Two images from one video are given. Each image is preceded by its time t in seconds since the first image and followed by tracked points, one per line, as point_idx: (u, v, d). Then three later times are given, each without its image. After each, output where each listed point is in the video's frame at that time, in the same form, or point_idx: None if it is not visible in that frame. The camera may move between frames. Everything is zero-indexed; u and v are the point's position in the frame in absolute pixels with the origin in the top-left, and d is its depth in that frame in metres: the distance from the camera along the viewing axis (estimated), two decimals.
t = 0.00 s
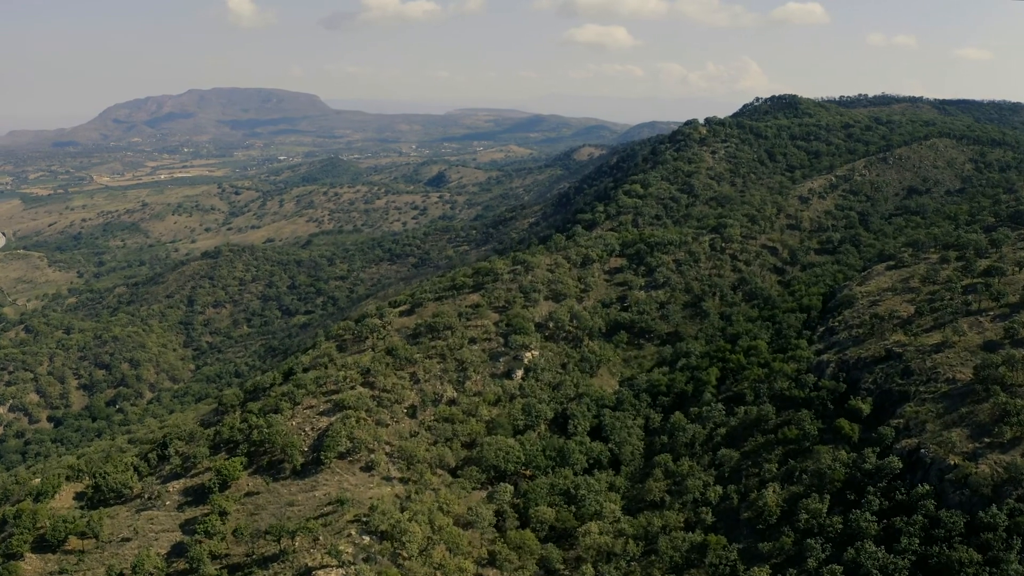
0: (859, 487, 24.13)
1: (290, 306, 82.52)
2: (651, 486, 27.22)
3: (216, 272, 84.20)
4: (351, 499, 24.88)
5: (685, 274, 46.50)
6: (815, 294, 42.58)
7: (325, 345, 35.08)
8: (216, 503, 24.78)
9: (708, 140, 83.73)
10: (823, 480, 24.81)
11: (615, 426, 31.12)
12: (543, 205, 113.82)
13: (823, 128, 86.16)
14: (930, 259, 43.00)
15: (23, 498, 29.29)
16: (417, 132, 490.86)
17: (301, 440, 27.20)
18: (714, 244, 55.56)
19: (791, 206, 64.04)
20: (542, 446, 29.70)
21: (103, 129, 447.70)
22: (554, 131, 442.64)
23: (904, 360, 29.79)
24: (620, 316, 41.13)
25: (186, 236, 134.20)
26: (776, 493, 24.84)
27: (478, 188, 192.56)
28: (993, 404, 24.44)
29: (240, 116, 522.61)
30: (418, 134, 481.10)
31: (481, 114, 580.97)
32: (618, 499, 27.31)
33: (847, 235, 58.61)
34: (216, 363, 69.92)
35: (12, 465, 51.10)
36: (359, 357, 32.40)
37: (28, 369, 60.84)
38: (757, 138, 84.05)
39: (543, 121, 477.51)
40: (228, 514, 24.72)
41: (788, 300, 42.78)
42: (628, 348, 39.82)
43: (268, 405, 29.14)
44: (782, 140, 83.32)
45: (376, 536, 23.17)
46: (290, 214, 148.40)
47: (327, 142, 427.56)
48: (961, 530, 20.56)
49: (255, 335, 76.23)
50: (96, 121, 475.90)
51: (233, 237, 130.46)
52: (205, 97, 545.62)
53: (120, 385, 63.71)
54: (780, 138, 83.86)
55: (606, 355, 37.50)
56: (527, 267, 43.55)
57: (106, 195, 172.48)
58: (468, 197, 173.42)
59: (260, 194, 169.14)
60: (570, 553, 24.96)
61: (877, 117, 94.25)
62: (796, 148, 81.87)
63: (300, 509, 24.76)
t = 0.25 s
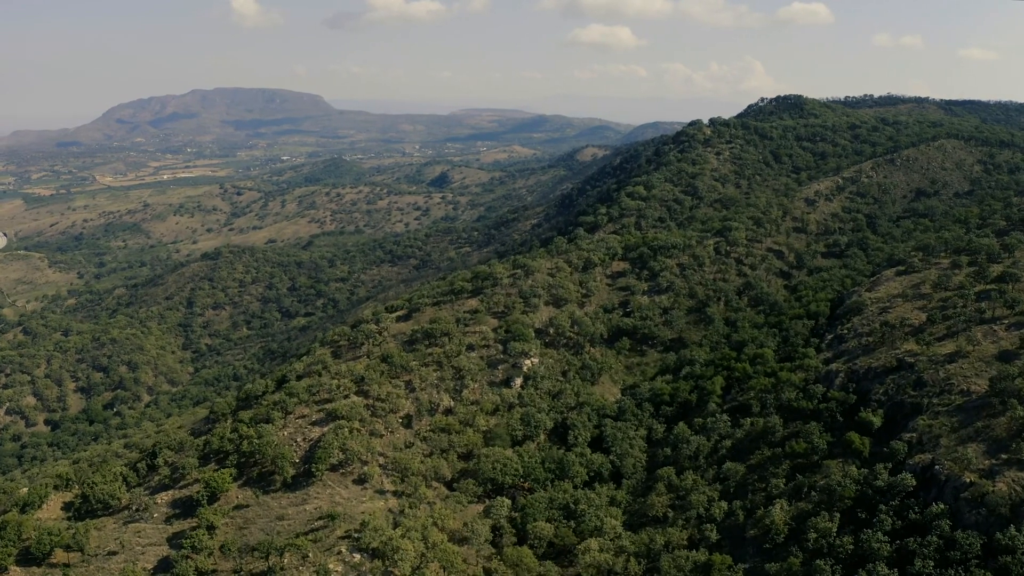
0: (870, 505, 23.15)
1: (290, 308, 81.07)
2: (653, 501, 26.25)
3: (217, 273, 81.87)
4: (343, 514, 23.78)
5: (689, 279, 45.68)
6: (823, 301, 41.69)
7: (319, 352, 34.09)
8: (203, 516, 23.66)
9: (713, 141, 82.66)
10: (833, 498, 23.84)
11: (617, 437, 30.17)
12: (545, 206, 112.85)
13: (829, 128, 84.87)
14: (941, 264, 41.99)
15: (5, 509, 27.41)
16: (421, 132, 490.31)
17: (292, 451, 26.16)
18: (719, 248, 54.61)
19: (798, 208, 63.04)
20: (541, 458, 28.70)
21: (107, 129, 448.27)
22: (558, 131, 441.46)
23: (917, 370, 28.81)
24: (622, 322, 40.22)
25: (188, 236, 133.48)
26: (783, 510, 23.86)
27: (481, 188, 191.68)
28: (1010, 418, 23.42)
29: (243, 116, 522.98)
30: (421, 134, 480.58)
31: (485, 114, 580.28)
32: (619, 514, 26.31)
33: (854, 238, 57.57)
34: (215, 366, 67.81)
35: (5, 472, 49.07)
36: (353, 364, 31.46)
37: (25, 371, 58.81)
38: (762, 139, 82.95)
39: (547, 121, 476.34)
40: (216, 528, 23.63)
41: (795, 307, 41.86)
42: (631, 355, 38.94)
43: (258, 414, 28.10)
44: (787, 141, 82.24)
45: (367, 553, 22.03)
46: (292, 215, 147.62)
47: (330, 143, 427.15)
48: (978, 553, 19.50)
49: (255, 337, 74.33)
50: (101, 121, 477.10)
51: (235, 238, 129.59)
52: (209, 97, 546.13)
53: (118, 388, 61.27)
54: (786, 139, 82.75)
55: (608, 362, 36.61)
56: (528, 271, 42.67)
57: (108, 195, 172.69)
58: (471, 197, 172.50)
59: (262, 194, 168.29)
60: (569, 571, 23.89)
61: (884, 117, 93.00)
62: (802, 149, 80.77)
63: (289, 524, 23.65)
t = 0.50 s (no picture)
0: (884, 524, 22.12)
1: (292, 310, 80.47)
2: (657, 516, 25.30)
3: (218, 274, 81.27)
4: (335, 529, 22.91)
5: (695, 284, 44.71)
6: (833, 308, 40.64)
7: (315, 358, 33.26)
8: (192, 530, 22.80)
9: (720, 142, 81.48)
10: (845, 516, 22.84)
11: (620, 448, 29.25)
12: (550, 207, 111.89)
13: (837, 129, 83.45)
14: (955, 269, 40.81)
15: None
16: (426, 132, 490.13)
17: (284, 463, 25.34)
18: (725, 251, 53.56)
19: (806, 211, 61.88)
20: (542, 471, 27.78)
21: (114, 129, 450.39)
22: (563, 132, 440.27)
23: (932, 382, 27.72)
24: (627, 328, 39.30)
25: (192, 236, 133.27)
26: (792, 528, 22.87)
27: (485, 189, 190.90)
28: None
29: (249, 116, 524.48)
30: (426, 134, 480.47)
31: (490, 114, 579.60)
32: (622, 530, 25.35)
33: (864, 241, 56.40)
34: (215, 369, 67.08)
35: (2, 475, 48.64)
36: (350, 372, 30.64)
37: (25, 373, 58.39)
38: (770, 140, 81.72)
39: (552, 121, 475.13)
40: (204, 543, 22.78)
41: (805, 315, 40.83)
42: (635, 362, 38.02)
43: (250, 423, 27.29)
44: (795, 142, 80.97)
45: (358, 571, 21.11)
46: (296, 215, 147.24)
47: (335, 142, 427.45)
48: None
49: (256, 339, 73.74)
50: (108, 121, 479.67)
51: (238, 238, 129.23)
52: (215, 97, 547.75)
53: (118, 390, 60.72)
54: (794, 140, 81.50)
55: (612, 370, 35.68)
56: (530, 275, 41.81)
57: (113, 195, 172.85)
58: (476, 198, 171.74)
59: (266, 194, 168.05)
60: None
61: (893, 118, 91.51)
62: (811, 150, 79.50)
63: (280, 539, 22.80)
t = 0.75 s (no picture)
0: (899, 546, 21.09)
1: (294, 312, 79.85)
2: (661, 533, 24.35)
3: (220, 275, 80.76)
4: (326, 545, 22.05)
5: (702, 289, 43.71)
6: (843, 315, 39.56)
7: (310, 364, 32.49)
8: (179, 545, 21.98)
9: (726, 142, 80.32)
10: (858, 536, 21.82)
11: (623, 460, 28.33)
12: (554, 208, 110.96)
13: (846, 130, 82.10)
14: (970, 275, 39.64)
15: None
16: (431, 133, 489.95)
17: (276, 475, 24.54)
18: (732, 255, 52.50)
19: (815, 213, 60.68)
20: (542, 484, 26.84)
21: (121, 129, 452.38)
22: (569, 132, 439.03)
23: (948, 394, 26.65)
24: (631, 334, 38.34)
25: (195, 236, 133.01)
26: (802, 548, 21.87)
27: (490, 189, 190.14)
28: None
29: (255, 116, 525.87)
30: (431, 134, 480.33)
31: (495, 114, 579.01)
32: (624, 547, 24.38)
33: (874, 245, 55.20)
34: (215, 371, 66.36)
35: None
36: (345, 380, 29.84)
37: (24, 375, 57.81)
38: (777, 141, 80.49)
39: (558, 121, 473.91)
40: (192, 559, 21.97)
41: (815, 322, 39.74)
42: (640, 370, 37.10)
43: (242, 433, 26.55)
44: (803, 143, 79.72)
45: None
46: (300, 215, 146.82)
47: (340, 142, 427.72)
48: None
49: (257, 341, 73.13)
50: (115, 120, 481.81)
51: (242, 239, 128.85)
52: (221, 97, 549.50)
53: (117, 393, 60.10)
54: (802, 141, 80.24)
55: (616, 377, 34.73)
56: (532, 279, 40.92)
57: (116, 194, 172.94)
58: (480, 199, 171.00)
59: (271, 194, 167.80)
60: None
61: (903, 118, 90.04)
62: (819, 151, 78.24)
63: (269, 556, 21.97)
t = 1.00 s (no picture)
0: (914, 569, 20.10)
1: (295, 314, 79.21)
2: (664, 551, 23.41)
3: (221, 277, 80.20)
4: (315, 563, 21.16)
5: (707, 294, 42.74)
6: (853, 322, 38.53)
7: (304, 371, 31.68)
8: (164, 561, 21.13)
9: (732, 143, 79.20)
10: (870, 557, 20.85)
11: (626, 474, 27.43)
12: (558, 209, 110.00)
13: (854, 130, 80.83)
14: (983, 281, 38.52)
15: None
16: (436, 133, 489.64)
17: (265, 488, 23.71)
18: (738, 258, 51.49)
19: (823, 216, 59.56)
20: (541, 498, 25.93)
21: (127, 129, 453.87)
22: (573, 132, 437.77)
23: (964, 406, 25.60)
24: (635, 341, 37.42)
25: (198, 237, 132.66)
26: (812, 569, 20.92)
27: (493, 189, 189.34)
28: None
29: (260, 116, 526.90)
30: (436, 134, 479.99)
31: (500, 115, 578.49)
32: (626, 565, 23.44)
33: (883, 248, 54.06)
34: (215, 374, 65.70)
35: None
36: (339, 388, 29.04)
37: (22, 377, 57.02)
38: (784, 142, 79.32)
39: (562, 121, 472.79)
40: None
41: (824, 329, 38.72)
42: (643, 378, 36.18)
43: (232, 443, 25.76)
44: (810, 144, 78.52)
45: None
46: (303, 216, 146.33)
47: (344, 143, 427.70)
48: None
49: (258, 343, 72.51)
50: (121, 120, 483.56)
51: (244, 239, 128.40)
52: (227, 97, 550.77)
53: (116, 396, 59.28)
54: (808, 141, 79.06)
55: (618, 386, 33.82)
56: (534, 284, 40.06)
57: (120, 194, 172.98)
58: (483, 199, 170.28)
59: (274, 194, 167.44)
60: None
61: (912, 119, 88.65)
62: (826, 152, 77.03)
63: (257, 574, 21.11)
